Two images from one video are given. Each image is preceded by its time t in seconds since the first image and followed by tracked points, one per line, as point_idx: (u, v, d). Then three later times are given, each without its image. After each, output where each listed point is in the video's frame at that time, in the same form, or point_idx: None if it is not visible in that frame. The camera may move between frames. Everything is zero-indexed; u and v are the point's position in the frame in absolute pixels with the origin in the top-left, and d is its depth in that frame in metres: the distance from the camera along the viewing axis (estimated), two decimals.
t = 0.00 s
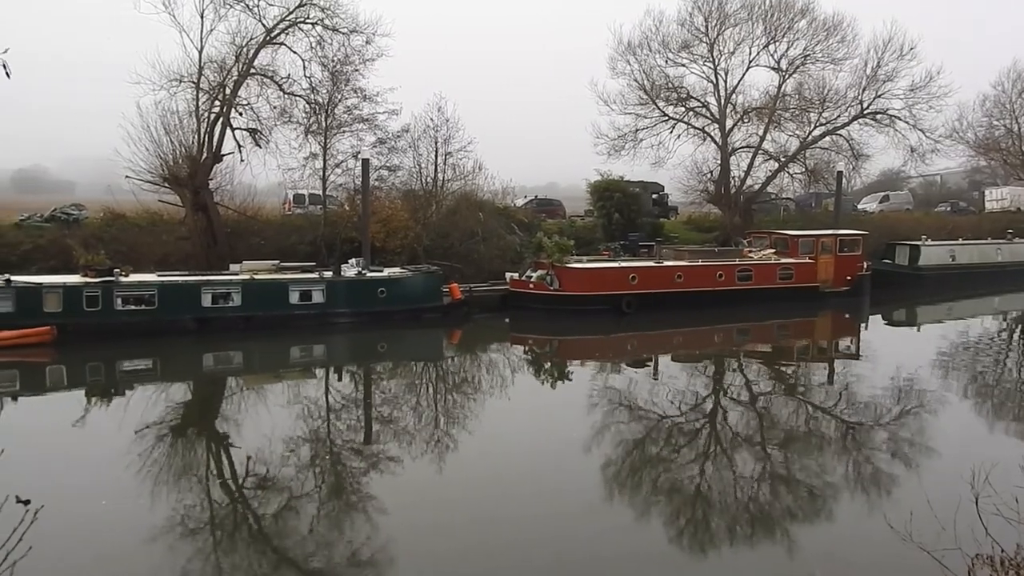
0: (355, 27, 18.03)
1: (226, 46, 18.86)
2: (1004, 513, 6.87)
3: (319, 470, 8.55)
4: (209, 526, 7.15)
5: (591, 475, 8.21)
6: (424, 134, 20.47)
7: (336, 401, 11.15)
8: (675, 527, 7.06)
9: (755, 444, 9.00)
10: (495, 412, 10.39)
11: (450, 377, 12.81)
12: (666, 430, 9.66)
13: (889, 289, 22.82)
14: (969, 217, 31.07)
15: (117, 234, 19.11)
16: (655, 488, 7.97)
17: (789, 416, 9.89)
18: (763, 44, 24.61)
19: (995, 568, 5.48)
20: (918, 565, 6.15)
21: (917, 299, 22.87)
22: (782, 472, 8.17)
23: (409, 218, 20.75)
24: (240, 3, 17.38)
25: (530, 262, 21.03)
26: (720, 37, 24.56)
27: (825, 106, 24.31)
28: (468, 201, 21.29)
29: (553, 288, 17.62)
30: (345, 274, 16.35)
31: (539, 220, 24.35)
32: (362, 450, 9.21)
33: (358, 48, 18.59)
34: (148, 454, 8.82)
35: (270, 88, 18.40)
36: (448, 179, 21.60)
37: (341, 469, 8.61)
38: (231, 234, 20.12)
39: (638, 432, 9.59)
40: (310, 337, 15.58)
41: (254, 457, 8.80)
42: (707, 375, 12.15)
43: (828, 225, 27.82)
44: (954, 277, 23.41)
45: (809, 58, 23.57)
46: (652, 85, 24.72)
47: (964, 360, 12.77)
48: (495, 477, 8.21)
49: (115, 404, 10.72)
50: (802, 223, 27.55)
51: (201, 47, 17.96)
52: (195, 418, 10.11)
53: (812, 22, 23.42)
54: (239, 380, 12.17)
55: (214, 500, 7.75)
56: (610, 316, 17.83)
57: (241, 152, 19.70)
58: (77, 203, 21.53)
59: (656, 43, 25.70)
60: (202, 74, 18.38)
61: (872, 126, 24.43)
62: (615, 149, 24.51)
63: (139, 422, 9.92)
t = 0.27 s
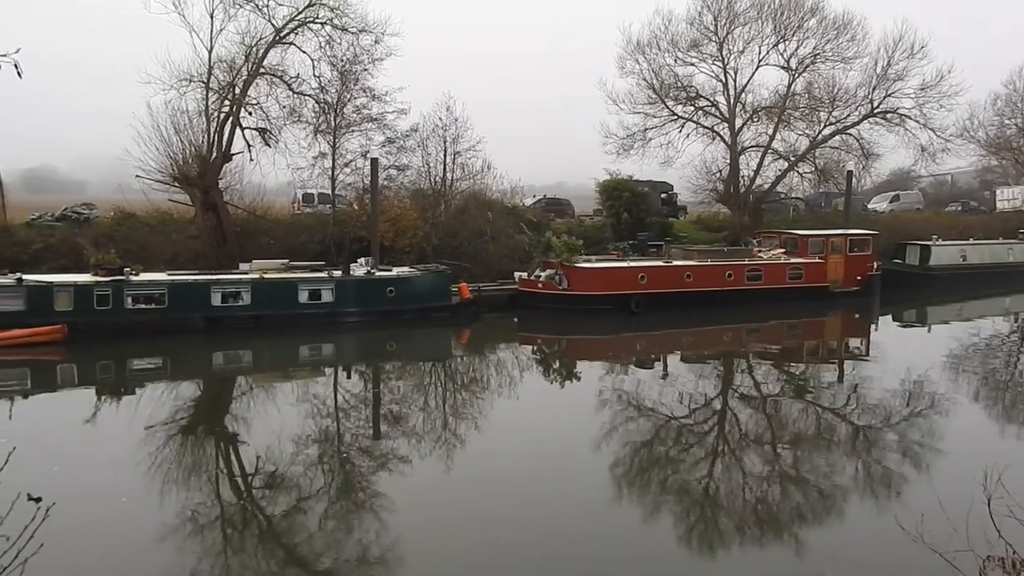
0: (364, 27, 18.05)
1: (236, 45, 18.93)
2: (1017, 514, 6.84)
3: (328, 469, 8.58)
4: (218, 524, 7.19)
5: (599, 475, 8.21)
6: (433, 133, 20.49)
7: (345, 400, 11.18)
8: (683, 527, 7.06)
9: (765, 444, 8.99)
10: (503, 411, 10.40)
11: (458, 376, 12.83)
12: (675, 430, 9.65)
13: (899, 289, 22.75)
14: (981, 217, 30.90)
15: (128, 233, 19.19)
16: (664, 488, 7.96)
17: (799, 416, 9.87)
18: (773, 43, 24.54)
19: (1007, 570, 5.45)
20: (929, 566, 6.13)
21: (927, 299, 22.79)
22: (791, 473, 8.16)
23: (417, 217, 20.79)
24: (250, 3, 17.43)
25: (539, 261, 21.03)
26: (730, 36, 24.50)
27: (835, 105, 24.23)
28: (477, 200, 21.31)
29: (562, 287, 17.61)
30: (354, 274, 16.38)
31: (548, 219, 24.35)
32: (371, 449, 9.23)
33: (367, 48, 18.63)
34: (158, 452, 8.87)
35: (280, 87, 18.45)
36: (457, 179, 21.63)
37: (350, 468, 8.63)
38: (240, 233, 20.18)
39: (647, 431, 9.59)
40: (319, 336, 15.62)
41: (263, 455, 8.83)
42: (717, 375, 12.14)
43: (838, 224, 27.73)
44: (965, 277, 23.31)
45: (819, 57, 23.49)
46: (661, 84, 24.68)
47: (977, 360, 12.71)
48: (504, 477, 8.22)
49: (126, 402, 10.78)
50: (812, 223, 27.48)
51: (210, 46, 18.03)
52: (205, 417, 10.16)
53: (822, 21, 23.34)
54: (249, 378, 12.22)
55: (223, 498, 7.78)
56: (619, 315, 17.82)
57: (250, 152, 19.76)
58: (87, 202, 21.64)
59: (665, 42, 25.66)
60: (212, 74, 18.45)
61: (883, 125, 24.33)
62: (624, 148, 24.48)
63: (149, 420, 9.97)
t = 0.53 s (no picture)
0: (373, 26, 18.06)
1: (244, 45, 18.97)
2: None
3: (335, 467, 8.60)
4: (226, 523, 7.21)
5: (606, 475, 8.21)
6: (441, 133, 20.50)
7: (352, 399, 11.21)
8: (690, 527, 7.05)
9: (772, 445, 8.98)
10: (510, 411, 10.41)
11: (465, 375, 12.86)
12: (682, 430, 9.65)
13: (908, 289, 22.68)
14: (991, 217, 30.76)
15: (136, 233, 19.26)
16: (671, 488, 7.96)
17: (806, 417, 9.85)
18: (781, 43, 24.48)
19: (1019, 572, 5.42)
20: (939, 568, 6.11)
21: (937, 300, 22.72)
22: (799, 474, 8.14)
23: (425, 217, 20.82)
24: (258, 3, 17.46)
25: (546, 261, 21.04)
26: (738, 35, 24.45)
27: (844, 105, 24.15)
28: (485, 200, 21.33)
29: (569, 287, 17.60)
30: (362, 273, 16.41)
31: (556, 219, 24.35)
32: (379, 448, 9.25)
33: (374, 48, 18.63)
34: (166, 450, 8.90)
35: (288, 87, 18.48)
36: (464, 178, 21.65)
37: (358, 467, 8.65)
38: (249, 232, 20.24)
39: (654, 431, 9.59)
40: (326, 335, 15.65)
41: (271, 454, 8.87)
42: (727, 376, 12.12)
43: (847, 224, 27.66)
44: (974, 277, 23.22)
45: (828, 56, 23.42)
46: (669, 83, 24.65)
47: (989, 361, 12.65)
48: (511, 476, 8.22)
49: (134, 401, 10.83)
50: (821, 223, 27.41)
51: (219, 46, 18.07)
52: (213, 415, 10.19)
53: (831, 20, 23.27)
54: (256, 377, 12.26)
55: (231, 496, 7.82)
56: (626, 315, 17.82)
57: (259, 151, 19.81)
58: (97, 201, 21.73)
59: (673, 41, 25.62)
60: (221, 73, 18.50)
61: (892, 124, 24.25)
62: (632, 148, 24.46)
63: (157, 418, 10.01)
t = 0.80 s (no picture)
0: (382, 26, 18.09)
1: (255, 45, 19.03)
2: None
3: (344, 466, 8.62)
4: (235, 521, 7.23)
5: (615, 475, 8.20)
6: (450, 132, 20.52)
7: (361, 398, 11.24)
8: (700, 527, 7.04)
9: (782, 445, 8.96)
10: (519, 410, 10.41)
11: (474, 374, 12.87)
12: (692, 430, 9.63)
13: (919, 289, 22.58)
14: (1003, 217, 30.58)
15: (147, 232, 19.34)
16: (680, 488, 7.95)
17: (816, 417, 9.82)
18: (792, 42, 24.40)
19: None
20: (951, 570, 6.08)
21: (948, 300, 22.61)
22: (808, 474, 8.12)
23: (435, 216, 20.85)
24: (268, 3, 17.50)
25: (556, 261, 21.04)
26: (748, 34, 24.39)
27: (854, 104, 24.06)
28: (494, 200, 21.34)
29: (579, 287, 17.59)
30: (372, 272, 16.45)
31: (565, 219, 24.34)
32: (388, 447, 9.27)
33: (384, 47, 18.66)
34: (176, 448, 8.94)
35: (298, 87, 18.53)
36: (474, 178, 21.67)
37: (367, 466, 8.67)
38: (259, 231, 20.30)
39: (664, 432, 9.58)
40: (336, 334, 15.69)
41: (281, 453, 8.89)
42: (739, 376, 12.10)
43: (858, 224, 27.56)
44: (986, 277, 23.10)
45: (838, 55, 23.33)
46: (679, 82, 24.61)
47: (1003, 362, 12.59)
48: (519, 476, 8.22)
49: (145, 400, 10.87)
50: (831, 223, 27.33)
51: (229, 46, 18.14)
52: (223, 414, 10.23)
53: (841, 19, 23.19)
54: (266, 376, 12.30)
55: (241, 494, 7.84)
56: (635, 314, 17.81)
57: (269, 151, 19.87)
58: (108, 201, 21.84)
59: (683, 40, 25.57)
60: (231, 73, 18.57)
61: (903, 124, 24.15)
62: (641, 148, 24.42)
63: (168, 417, 10.05)
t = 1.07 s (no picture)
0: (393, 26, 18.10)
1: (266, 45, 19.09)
2: None
3: (355, 466, 8.64)
4: (246, 519, 7.26)
5: (625, 475, 8.20)
6: (461, 132, 20.53)
7: (372, 398, 11.27)
8: (710, 527, 7.03)
9: (793, 446, 8.93)
10: (528, 410, 10.41)
11: (485, 374, 12.89)
12: (702, 430, 9.62)
13: (931, 289, 22.46)
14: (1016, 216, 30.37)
15: (159, 232, 19.44)
16: (691, 489, 7.94)
17: (828, 417, 9.79)
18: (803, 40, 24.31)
19: None
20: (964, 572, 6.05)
21: (960, 300, 22.48)
22: (819, 475, 8.10)
23: (445, 216, 20.86)
24: (279, 3, 17.54)
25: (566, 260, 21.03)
26: (759, 32, 24.30)
27: (866, 102, 23.95)
28: (505, 199, 21.35)
29: (589, 286, 17.57)
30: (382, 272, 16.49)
31: (575, 218, 24.32)
32: (399, 446, 9.29)
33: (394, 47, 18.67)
34: (188, 447, 8.99)
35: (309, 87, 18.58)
36: (484, 177, 21.67)
37: (378, 466, 8.69)
38: (270, 231, 20.37)
39: (675, 432, 9.57)
40: (346, 334, 15.73)
41: (292, 451, 8.93)
42: (751, 376, 12.07)
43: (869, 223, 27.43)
44: (999, 277, 22.95)
45: (850, 53, 23.22)
46: (689, 81, 24.55)
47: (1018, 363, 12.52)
48: (529, 475, 8.23)
49: (156, 398, 10.93)
50: (842, 222, 27.22)
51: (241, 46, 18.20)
52: (235, 413, 10.27)
53: (853, 17, 23.08)
54: (277, 375, 12.34)
55: (252, 493, 7.88)
56: (645, 314, 17.79)
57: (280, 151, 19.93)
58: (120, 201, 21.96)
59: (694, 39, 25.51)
60: (243, 73, 18.63)
61: (915, 122, 24.01)
62: (652, 147, 24.38)
63: (180, 416, 10.10)
